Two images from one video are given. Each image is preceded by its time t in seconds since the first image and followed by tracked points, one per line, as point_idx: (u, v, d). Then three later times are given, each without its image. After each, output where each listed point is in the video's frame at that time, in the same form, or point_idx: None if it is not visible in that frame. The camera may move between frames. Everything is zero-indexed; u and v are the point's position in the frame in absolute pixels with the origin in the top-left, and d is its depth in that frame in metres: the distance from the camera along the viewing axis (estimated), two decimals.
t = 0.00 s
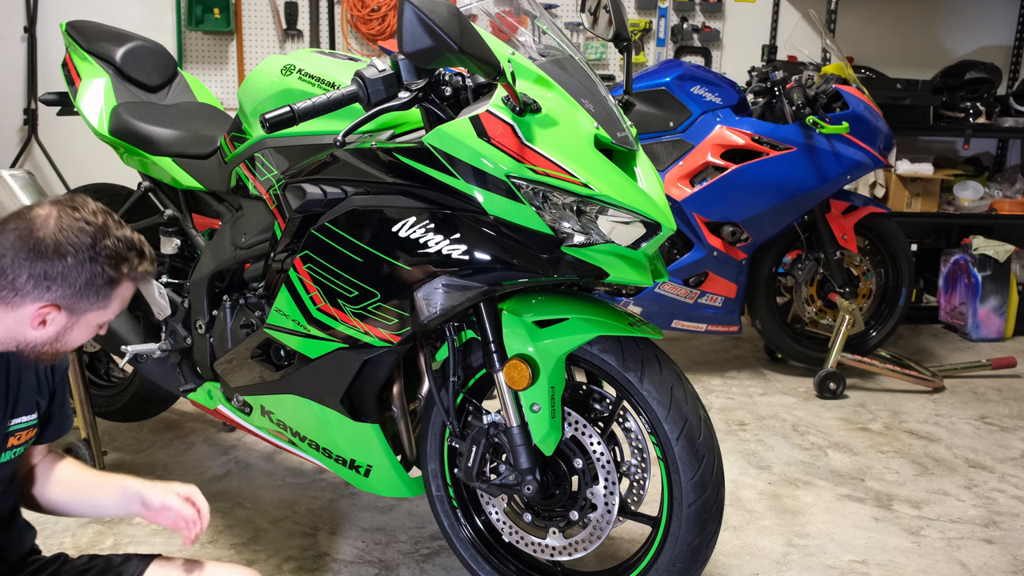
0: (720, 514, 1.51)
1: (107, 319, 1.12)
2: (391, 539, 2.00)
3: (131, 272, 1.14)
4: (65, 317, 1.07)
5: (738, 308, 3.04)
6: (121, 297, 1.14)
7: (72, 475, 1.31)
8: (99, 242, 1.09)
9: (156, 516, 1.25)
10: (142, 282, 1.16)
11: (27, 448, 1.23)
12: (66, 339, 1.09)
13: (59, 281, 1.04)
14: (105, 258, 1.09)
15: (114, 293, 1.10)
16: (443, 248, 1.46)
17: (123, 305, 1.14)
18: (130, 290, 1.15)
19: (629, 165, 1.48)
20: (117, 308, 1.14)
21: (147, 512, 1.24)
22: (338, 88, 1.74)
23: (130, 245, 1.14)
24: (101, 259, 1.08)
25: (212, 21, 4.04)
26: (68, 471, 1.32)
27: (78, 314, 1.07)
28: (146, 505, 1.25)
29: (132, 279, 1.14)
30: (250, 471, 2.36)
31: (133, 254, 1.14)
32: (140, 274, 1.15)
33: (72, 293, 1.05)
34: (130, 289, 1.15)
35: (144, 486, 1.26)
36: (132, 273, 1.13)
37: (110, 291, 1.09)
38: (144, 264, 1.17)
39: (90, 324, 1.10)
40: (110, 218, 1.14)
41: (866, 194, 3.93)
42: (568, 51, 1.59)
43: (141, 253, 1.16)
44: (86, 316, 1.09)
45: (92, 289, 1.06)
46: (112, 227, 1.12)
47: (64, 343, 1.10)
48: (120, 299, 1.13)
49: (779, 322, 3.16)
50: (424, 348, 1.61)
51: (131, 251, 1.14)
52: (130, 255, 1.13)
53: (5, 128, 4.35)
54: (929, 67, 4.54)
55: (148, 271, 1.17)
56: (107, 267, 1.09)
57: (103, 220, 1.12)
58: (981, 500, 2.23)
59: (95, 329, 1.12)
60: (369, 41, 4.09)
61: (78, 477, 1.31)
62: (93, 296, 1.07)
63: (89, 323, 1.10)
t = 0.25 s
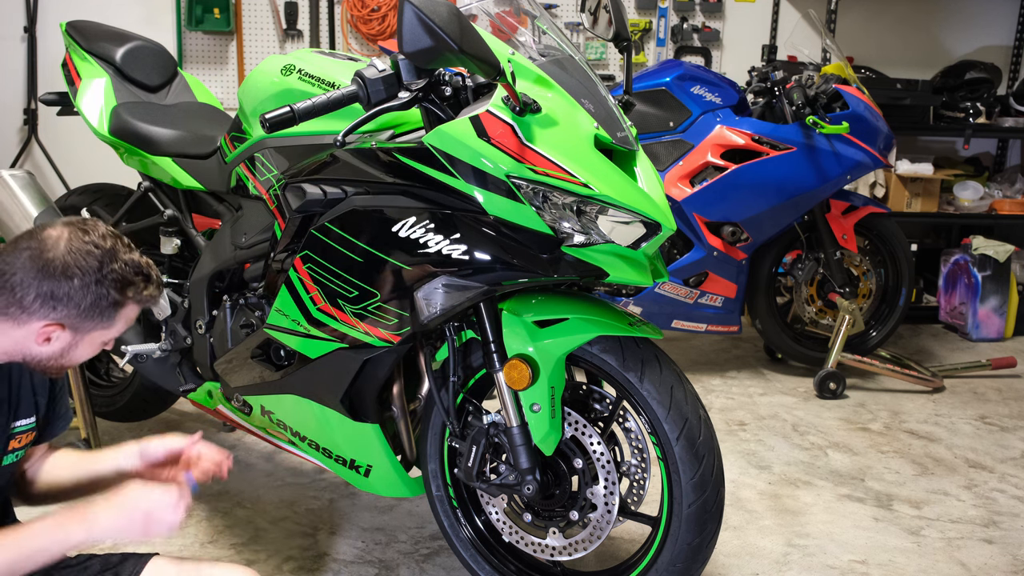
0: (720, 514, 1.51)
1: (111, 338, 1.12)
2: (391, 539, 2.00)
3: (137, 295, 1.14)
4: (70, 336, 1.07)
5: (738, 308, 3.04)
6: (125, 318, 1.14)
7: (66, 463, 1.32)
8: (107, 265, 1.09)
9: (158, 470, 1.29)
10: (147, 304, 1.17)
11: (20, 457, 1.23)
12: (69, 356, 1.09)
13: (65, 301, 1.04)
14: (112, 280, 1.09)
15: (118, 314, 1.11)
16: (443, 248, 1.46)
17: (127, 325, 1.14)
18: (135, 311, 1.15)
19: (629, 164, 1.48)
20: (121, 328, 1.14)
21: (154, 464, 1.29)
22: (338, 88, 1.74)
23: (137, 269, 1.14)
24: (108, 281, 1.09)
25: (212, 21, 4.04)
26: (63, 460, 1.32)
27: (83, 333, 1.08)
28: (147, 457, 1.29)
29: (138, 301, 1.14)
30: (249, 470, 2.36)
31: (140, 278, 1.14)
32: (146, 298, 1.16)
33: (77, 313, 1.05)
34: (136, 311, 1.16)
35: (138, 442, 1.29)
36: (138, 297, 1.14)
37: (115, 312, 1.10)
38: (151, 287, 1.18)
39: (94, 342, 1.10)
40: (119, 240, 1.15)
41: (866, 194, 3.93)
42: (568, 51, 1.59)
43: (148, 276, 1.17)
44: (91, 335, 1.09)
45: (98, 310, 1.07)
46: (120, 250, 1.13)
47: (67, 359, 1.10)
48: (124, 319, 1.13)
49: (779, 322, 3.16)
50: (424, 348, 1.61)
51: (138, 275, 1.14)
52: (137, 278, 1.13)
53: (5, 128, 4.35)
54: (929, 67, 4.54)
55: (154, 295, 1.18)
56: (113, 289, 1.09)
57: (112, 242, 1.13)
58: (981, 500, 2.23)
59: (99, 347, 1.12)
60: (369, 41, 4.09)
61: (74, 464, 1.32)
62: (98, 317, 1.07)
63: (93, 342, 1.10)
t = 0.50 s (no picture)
0: (720, 514, 1.51)
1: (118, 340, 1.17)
2: (391, 539, 2.00)
3: (142, 299, 1.18)
4: (76, 338, 1.11)
5: (738, 308, 3.04)
6: (132, 321, 1.18)
7: (100, 430, 1.47)
8: (111, 271, 1.14)
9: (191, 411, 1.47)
10: (153, 307, 1.21)
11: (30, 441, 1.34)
12: (77, 357, 1.14)
13: (71, 305, 1.09)
14: (117, 285, 1.13)
15: (124, 318, 1.15)
16: (443, 248, 1.46)
17: (134, 327, 1.19)
18: (141, 315, 1.20)
19: (629, 164, 1.48)
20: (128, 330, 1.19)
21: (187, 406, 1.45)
22: (338, 88, 1.74)
23: (142, 274, 1.19)
24: (111, 286, 1.13)
25: (212, 21, 4.04)
26: (96, 430, 1.47)
27: (88, 336, 1.12)
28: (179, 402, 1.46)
29: (144, 305, 1.19)
30: (249, 470, 2.36)
31: (145, 283, 1.19)
32: (151, 302, 1.20)
33: (83, 317, 1.10)
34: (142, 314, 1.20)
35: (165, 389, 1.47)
36: (143, 301, 1.18)
37: (120, 316, 1.14)
38: (157, 292, 1.22)
39: (100, 344, 1.15)
40: (124, 246, 1.19)
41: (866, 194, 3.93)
42: (568, 51, 1.59)
43: (153, 281, 1.21)
44: (97, 338, 1.13)
45: (103, 314, 1.11)
46: (125, 255, 1.18)
47: (75, 360, 1.15)
48: (130, 323, 1.17)
49: (779, 322, 3.16)
50: (424, 348, 1.61)
51: (143, 280, 1.18)
52: (141, 284, 1.18)
53: (5, 128, 4.35)
54: (929, 67, 4.54)
55: (160, 299, 1.22)
56: (117, 294, 1.13)
57: (117, 247, 1.17)
58: (981, 500, 2.23)
59: (106, 348, 1.17)
60: (369, 41, 4.09)
61: (106, 429, 1.47)
62: (102, 321, 1.12)
63: (99, 344, 1.15)
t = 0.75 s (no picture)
0: (721, 514, 1.51)
1: (121, 333, 1.26)
2: (391, 539, 2.00)
3: (145, 292, 1.27)
4: (80, 331, 1.21)
5: (738, 308, 3.04)
6: (135, 314, 1.28)
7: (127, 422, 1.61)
8: (113, 265, 1.23)
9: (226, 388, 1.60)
10: (157, 300, 1.30)
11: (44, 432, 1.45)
12: (84, 350, 1.24)
13: (73, 300, 1.18)
14: (118, 279, 1.22)
15: (127, 310, 1.24)
16: (443, 248, 1.46)
17: (138, 320, 1.28)
18: (145, 307, 1.29)
19: (629, 164, 1.48)
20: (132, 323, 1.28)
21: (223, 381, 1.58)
22: (338, 88, 1.74)
23: (145, 268, 1.27)
24: (114, 279, 1.22)
25: (212, 21, 4.04)
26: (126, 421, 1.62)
27: (92, 328, 1.22)
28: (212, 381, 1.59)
29: (146, 299, 1.28)
30: (250, 471, 2.36)
31: (147, 276, 1.27)
32: (154, 294, 1.29)
33: (85, 310, 1.19)
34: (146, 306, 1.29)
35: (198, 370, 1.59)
36: (145, 294, 1.27)
37: (122, 309, 1.23)
38: (160, 285, 1.31)
39: (104, 337, 1.24)
40: (128, 240, 1.28)
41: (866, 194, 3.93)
42: (568, 51, 1.59)
43: (156, 274, 1.30)
44: (100, 330, 1.23)
45: (104, 308, 1.20)
46: (127, 249, 1.27)
47: (82, 352, 1.25)
48: (133, 316, 1.27)
49: (779, 322, 3.16)
50: (424, 348, 1.61)
51: (146, 274, 1.27)
52: (144, 276, 1.27)
53: (5, 128, 4.35)
54: (929, 67, 4.54)
55: (162, 292, 1.31)
56: (119, 288, 1.22)
57: (120, 241, 1.26)
58: (981, 500, 2.23)
59: (111, 341, 1.27)
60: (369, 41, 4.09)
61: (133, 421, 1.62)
62: (105, 313, 1.21)
63: (104, 336, 1.25)
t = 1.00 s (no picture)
0: (720, 514, 1.51)
1: (131, 335, 1.26)
2: (391, 539, 2.00)
3: (155, 295, 1.27)
4: (91, 332, 1.22)
5: (738, 308, 3.04)
6: (146, 316, 1.28)
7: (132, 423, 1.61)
8: (124, 268, 1.22)
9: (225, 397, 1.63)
10: (167, 303, 1.30)
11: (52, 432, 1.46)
12: (93, 351, 1.25)
13: (84, 302, 1.19)
14: (129, 282, 1.22)
15: (137, 313, 1.24)
16: (443, 248, 1.46)
17: (148, 323, 1.28)
18: (155, 310, 1.29)
19: (629, 164, 1.48)
20: (142, 325, 1.28)
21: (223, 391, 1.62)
22: (338, 88, 1.74)
23: (155, 270, 1.27)
24: (125, 281, 1.22)
25: (212, 21, 4.04)
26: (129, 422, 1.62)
27: (102, 330, 1.22)
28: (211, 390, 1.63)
29: (156, 302, 1.28)
30: (250, 471, 2.36)
31: (158, 279, 1.27)
32: (164, 297, 1.29)
33: (96, 312, 1.20)
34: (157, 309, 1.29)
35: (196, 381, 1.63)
36: (156, 297, 1.27)
37: (132, 311, 1.23)
38: (171, 288, 1.31)
39: (114, 339, 1.25)
40: (139, 243, 1.28)
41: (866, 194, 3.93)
42: (568, 51, 1.59)
43: (167, 277, 1.30)
44: (110, 332, 1.23)
45: (114, 310, 1.21)
46: (139, 251, 1.26)
47: (92, 353, 1.25)
48: (144, 318, 1.27)
49: (779, 322, 3.16)
50: (424, 348, 1.61)
51: (156, 276, 1.27)
52: (154, 279, 1.26)
53: (5, 128, 4.35)
54: (929, 67, 4.54)
55: (172, 294, 1.30)
56: (130, 290, 1.22)
57: (132, 243, 1.26)
58: (981, 500, 2.23)
59: (121, 343, 1.27)
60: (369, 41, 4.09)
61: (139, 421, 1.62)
62: (116, 315, 1.21)
63: (114, 338, 1.25)
